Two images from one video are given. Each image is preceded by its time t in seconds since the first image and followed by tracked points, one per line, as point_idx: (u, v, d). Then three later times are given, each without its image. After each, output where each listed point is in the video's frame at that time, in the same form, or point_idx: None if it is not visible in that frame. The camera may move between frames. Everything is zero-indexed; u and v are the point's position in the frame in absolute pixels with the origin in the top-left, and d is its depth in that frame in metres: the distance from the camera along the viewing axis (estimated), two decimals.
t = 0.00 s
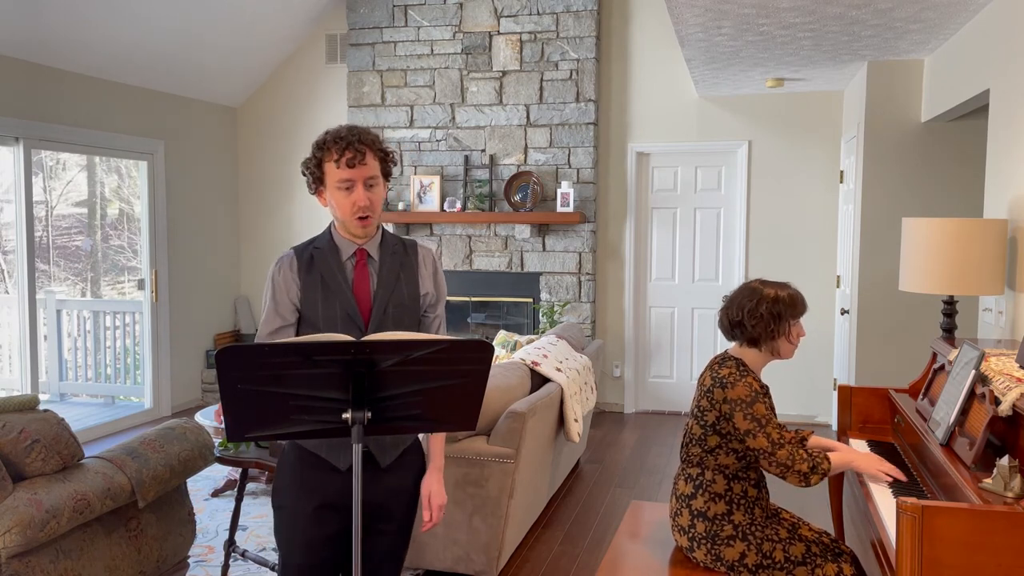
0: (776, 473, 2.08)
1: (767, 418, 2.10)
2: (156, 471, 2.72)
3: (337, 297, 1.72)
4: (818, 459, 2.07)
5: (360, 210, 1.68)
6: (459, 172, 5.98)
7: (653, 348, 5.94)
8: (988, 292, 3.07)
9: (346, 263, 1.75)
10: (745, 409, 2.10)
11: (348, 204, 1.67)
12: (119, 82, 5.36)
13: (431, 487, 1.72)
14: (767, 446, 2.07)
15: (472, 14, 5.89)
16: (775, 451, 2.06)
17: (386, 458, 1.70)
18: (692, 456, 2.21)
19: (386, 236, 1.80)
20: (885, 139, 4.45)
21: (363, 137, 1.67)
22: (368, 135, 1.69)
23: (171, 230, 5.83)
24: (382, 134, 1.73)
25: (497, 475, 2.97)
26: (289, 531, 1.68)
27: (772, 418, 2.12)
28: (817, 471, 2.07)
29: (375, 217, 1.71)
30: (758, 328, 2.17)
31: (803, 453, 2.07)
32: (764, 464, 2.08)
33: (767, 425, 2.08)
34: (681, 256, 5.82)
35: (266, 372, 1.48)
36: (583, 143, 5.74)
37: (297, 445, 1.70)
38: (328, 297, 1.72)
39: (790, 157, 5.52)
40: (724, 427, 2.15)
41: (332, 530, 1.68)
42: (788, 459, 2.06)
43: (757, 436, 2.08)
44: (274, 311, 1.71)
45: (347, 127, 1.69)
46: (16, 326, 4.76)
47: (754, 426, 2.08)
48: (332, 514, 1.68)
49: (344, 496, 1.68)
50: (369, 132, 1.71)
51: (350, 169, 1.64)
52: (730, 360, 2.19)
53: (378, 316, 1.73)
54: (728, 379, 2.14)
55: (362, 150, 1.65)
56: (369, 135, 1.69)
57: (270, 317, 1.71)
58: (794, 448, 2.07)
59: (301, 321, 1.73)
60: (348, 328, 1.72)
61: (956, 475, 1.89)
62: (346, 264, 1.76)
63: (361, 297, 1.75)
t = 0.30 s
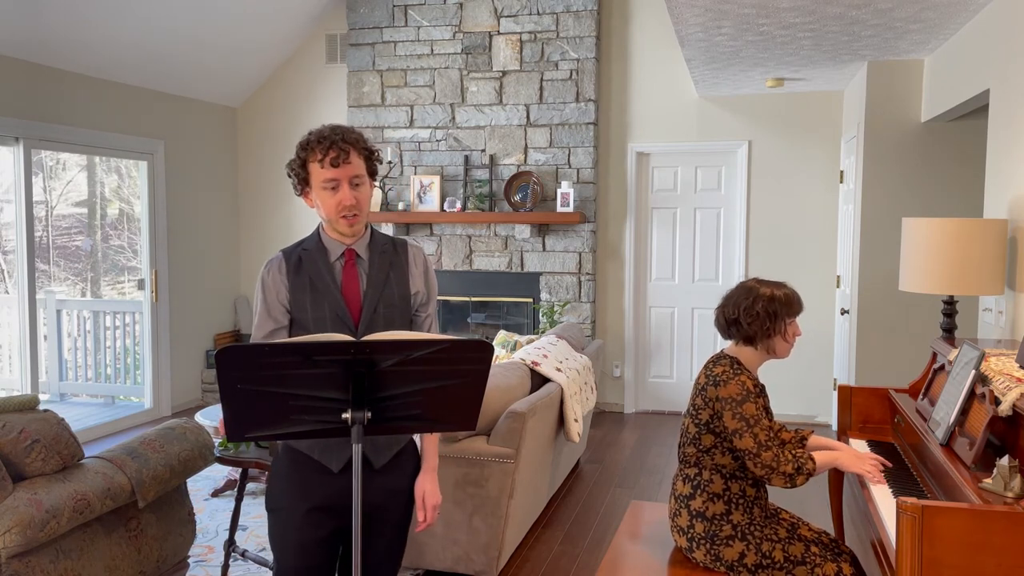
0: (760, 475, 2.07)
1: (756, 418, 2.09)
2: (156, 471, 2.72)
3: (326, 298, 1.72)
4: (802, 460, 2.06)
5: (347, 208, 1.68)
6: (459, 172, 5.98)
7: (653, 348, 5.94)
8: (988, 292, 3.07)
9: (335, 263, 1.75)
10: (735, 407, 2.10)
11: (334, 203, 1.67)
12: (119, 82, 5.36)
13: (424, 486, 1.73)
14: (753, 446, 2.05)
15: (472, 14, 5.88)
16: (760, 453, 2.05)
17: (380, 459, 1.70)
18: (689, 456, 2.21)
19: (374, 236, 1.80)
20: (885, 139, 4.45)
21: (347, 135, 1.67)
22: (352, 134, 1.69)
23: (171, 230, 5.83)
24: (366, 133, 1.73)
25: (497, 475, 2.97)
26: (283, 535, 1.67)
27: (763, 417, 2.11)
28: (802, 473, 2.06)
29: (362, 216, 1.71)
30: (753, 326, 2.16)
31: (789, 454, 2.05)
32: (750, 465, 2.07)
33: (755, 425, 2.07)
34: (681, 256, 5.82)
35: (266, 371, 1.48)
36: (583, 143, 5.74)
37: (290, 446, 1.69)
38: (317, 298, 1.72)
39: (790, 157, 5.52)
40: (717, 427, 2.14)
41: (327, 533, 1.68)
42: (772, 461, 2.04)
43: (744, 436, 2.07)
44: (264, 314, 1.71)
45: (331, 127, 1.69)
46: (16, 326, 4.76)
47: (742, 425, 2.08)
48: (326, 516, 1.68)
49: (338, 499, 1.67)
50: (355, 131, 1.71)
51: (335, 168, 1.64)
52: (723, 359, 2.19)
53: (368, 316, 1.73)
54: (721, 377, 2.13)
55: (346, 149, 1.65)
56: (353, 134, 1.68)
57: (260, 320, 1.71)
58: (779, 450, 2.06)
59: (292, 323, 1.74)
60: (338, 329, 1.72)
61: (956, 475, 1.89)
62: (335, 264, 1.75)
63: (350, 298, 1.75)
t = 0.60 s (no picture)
0: (761, 474, 2.06)
1: (754, 417, 2.08)
2: (156, 472, 2.72)
3: (322, 299, 1.72)
4: (802, 458, 2.06)
5: (343, 208, 1.68)
6: (459, 172, 5.98)
7: (653, 348, 5.94)
8: (987, 291, 3.07)
9: (330, 264, 1.75)
10: (733, 407, 2.10)
11: (330, 203, 1.67)
12: (119, 82, 5.36)
13: (422, 486, 1.73)
14: (752, 445, 2.05)
15: (472, 14, 5.88)
16: (759, 452, 2.05)
17: (378, 459, 1.70)
18: (689, 456, 2.21)
19: (369, 236, 1.79)
20: (886, 139, 4.45)
21: (339, 135, 1.67)
22: (344, 133, 1.68)
23: (171, 230, 5.83)
24: (358, 132, 1.73)
25: (497, 475, 2.97)
26: (278, 535, 1.68)
27: (761, 416, 2.11)
28: (802, 471, 2.05)
29: (359, 215, 1.71)
30: (749, 325, 2.16)
31: (788, 453, 2.05)
32: (749, 464, 2.07)
33: (753, 424, 2.07)
34: (681, 255, 5.82)
35: (266, 371, 1.48)
36: (583, 143, 5.74)
37: (286, 446, 1.69)
38: (313, 299, 1.72)
39: (790, 157, 5.52)
40: (716, 426, 2.15)
41: (320, 534, 1.68)
42: (772, 460, 2.04)
43: (743, 435, 2.07)
44: (260, 316, 1.71)
45: (323, 126, 1.68)
46: (16, 326, 4.76)
47: (740, 424, 2.07)
48: (321, 517, 1.68)
49: (334, 499, 1.67)
50: (346, 131, 1.70)
51: (329, 168, 1.64)
52: (719, 359, 2.19)
53: (365, 317, 1.73)
54: (718, 377, 2.14)
55: (340, 148, 1.65)
56: (346, 133, 1.68)
57: (256, 322, 1.71)
58: (778, 449, 2.05)
59: (288, 325, 1.74)
60: (335, 330, 1.72)
61: (956, 475, 1.89)
62: (330, 265, 1.75)
63: (346, 298, 1.75)
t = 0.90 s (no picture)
0: (762, 475, 2.06)
1: (756, 419, 2.08)
2: (156, 472, 2.72)
3: (327, 300, 1.72)
4: (804, 460, 2.06)
5: (348, 211, 1.68)
6: (459, 172, 5.98)
7: (653, 348, 5.94)
8: (987, 292, 3.07)
9: (335, 266, 1.75)
10: (734, 408, 2.09)
11: (335, 206, 1.67)
12: (119, 82, 5.36)
13: (426, 487, 1.73)
14: (753, 447, 2.05)
15: (472, 14, 5.88)
16: (761, 453, 2.05)
17: (384, 460, 1.69)
18: (689, 457, 2.21)
19: (373, 238, 1.80)
20: (885, 139, 4.45)
21: (345, 138, 1.66)
22: (351, 137, 1.68)
23: (171, 230, 5.82)
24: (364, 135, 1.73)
25: (497, 475, 2.97)
26: (281, 537, 1.68)
27: (762, 418, 2.11)
28: (803, 474, 2.05)
29: (363, 218, 1.71)
30: (752, 327, 2.16)
31: (790, 455, 2.05)
32: (750, 465, 2.07)
33: (755, 425, 2.07)
34: (681, 255, 5.82)
35: (266, 372, 1.48)
36: (583, 143, 5.74)
37: (290, 447, 1.69)
38: (319, 301, 1.71)
39: (790, 157, 5.52)
40: (717, 427, 2.15)
41: (322, 537, 1.68)
42: (773, 461, 2.04)
43: (744, 437, 2.07)
44: (265, 317, 1.70)
45: (330, 129, 1.68)
46: (16, 326, 4.76)
47: (741, 426, 2.07)
48: (324, 520, 1.68)
49: (338, 501, 1.68)
50: (353, 134, 1.70)
51: (334, 171, 1.64)
52: (722, 360, 2.19)
53: (370, 318, 1.73)
54: (719, 378, 2.14)
55: (346, 152, 1.65)
56: (353, 136, 1.68)
57: (261, 323, 1.70)
58: (780, 451, 2.05)
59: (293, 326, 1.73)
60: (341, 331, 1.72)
61: (956, 475, 1.89)
62: (335, 267, 1.75)
63: (352, 300, 1.75)
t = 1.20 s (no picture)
0: (760, 480, 2.06)
1: (756, 422, 2.08)
2: (157, 472, 2.72)
3: (333, 302, 1.71)
4: (803, 469, 2.05)
5: (356, 213, 1.67)
6: (459, 172, 5.98)
7: (653, 348, 5.94)
8: (988, 292, 3.07)
9: (341, 268, 1.75)
10: (734, 411, 2.09)
11: (343, 207, 1.67)
12: (119, 82, 5.36)
13: (432, 488, 1.73)
14: (753, 451, 2.05)
15: (472, 14, 5.88)
16: (759, 458, 2.05)
17: (389, 463, 1.69)
18: (690, 458, 2.21)
19: (378, 241, 1.80)
20: (885, 139, 4.45)
21: (356, 140, 1.68)
22: (360, 139, 1.68)
23: (171, 230, 5.82)
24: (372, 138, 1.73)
25: (497, 475, 2.97)
26: (287, 539, 1.68)
27: (762, 421, 2.11)
28: (802, 482, 2.04)
29: (370, 220, 1.70)
30: (760, 330, 2.16)
31: (789, 462, 2.04)
32: (750, 470, 2.07)
33: (754, 429, 2.07)
34: (681, 255, 5.82)
35: (265, 372, 1.47)
36: (583, 143, 5.74)
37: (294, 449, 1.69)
38: (325, 302, 1.71)
39: (790, 157, 5.52)
40: (717, 430, 2.15)
41: (327, 539, 1.68)
42: (772, 467, 2.04)
43: (743, 440, 2.07)
44: (270, 319, 1.69)
45: (340, 131, 1.69)
46: (16, 326, 4.76)
47: (741, 430, 2.07)
48: (330, 521, 1.68)
49: (345, 502, 1.68)
50: (361, 137, 1.70)
51: (345, 173, 1.64)
52: (724, 362, 2.19)
53: (376, 319, 1.73)
54: (720, 381, 2.14)
55: (356, 154, 1.65)
56: (362, 138, 1.69)
57: (266, 325, 1.69)
58: (779, 456, 2.05)
59: (298, 328, 1.72)
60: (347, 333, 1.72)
61: (956, 475, 1.89)
62: (341, 269, 1.75)
63: (357, 301, 1.75)
